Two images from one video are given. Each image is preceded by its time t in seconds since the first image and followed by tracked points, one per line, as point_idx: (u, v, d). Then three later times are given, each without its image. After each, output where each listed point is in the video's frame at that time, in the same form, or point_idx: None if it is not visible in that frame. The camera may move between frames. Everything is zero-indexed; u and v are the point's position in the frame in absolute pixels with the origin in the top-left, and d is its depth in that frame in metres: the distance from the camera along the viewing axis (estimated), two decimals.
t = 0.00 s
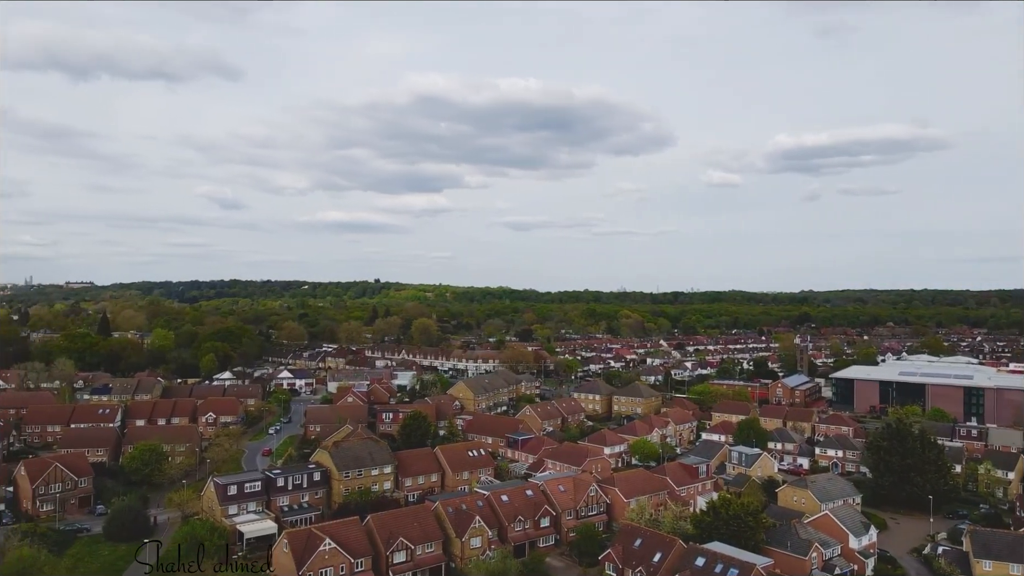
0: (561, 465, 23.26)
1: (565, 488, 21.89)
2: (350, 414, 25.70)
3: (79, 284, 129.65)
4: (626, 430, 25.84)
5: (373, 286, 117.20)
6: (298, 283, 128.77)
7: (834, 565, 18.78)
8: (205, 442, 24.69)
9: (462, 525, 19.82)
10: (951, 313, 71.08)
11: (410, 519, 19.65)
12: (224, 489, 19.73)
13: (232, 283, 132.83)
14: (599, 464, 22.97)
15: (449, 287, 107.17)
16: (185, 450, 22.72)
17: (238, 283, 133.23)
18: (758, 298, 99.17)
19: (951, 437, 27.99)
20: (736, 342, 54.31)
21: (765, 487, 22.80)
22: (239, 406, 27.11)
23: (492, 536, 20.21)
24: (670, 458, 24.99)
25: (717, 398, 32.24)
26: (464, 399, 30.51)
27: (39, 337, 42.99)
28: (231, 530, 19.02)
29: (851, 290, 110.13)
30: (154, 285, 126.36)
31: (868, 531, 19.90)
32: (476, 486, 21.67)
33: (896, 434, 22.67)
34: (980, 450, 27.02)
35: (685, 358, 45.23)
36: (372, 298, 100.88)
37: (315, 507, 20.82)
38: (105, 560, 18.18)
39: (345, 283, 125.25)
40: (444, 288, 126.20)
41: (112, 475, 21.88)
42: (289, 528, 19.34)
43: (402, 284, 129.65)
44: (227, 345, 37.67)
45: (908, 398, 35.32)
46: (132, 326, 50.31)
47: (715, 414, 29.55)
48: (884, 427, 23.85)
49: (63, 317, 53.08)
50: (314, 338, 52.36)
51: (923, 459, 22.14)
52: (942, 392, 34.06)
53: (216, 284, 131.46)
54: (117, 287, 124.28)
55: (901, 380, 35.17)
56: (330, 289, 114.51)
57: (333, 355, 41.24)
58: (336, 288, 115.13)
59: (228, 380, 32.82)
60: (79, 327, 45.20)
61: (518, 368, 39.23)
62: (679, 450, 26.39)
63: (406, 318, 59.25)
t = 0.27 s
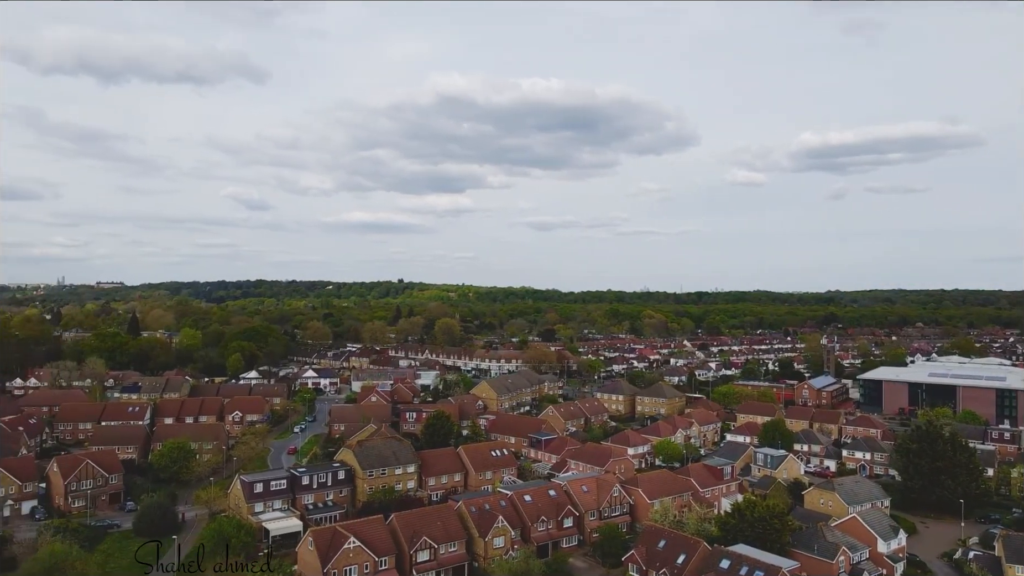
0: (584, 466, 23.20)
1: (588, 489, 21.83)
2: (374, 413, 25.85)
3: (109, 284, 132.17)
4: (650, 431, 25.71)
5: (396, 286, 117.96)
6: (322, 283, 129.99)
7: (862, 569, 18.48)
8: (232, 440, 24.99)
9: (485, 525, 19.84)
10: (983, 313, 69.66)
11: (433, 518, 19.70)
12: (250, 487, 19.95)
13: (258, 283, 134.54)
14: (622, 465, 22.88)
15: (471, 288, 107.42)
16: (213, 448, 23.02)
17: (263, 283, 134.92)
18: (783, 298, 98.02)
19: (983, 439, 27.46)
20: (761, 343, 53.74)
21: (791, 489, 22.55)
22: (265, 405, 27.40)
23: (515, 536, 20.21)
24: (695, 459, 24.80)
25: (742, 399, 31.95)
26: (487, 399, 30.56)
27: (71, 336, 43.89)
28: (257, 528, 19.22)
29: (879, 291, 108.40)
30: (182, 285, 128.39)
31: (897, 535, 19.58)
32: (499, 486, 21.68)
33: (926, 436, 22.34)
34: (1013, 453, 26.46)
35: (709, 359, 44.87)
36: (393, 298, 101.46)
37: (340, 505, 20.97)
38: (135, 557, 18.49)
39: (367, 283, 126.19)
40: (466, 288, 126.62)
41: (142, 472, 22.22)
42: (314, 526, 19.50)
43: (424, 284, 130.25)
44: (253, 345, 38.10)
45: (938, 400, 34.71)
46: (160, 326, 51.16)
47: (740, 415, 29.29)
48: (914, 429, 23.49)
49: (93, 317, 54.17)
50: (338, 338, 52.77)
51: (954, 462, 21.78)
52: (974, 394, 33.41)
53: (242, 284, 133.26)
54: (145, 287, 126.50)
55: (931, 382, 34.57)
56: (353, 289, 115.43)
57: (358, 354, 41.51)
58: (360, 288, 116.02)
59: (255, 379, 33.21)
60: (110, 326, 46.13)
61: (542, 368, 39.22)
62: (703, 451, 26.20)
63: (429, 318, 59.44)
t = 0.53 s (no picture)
0: (599, 466, 23.15)
1: (603, 489, 21.78)
2: (390, 412, 25.93)
3: (128, 285, 133.81)
4: (665, 432, 25.61)
5: (411, 286, 118.38)
6: (337, 283, 130.75)
7: (881, 571, 18.28)
8: (249, 439, 25.18)
9: (500, 524, 19.86)
10: (1005, 313, 68.71)
11: (448, 518, 19.73)
12: (266, 485, 20.08)
13: (274, 283, 135.60)
14: (638, 465, 22.82)
15: (485, 288, 107.50)
16: (230, 447, 23.20)
17: (280, 283, 136.08)
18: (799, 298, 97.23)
19: (1005, 441, 27.10)
20: (778, 343, 53.34)
21: (808, 491, 22.38)
22: (282, 404, 27.58)
23: (530, 536, 20.20)
24: (710, 460, 24.67)
25: (758, 400, 31.75)
26: (502, 399, 30.58)
27: (91, 335, 44.40)
28: (274, 526, 19.35)
29: (897, 291, 107.27)
30: (200, 285, 129.68)
31: (917, 538, 19.37)
32: (514, 486, 21.68)
33: (946, 438, 22.13)
34: None
35: (724, 359, 44.62)
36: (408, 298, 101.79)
37: (356, 504, 21.06)
38: (154, 554, 18.68)
39: (383, 283, 126.74)
40: (480, 288, 126.86)
41: (161, 470, 22.45)
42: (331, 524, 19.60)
43: (439, 284, 130.59)
44: (270, 344, 38.35)
45: (958, 401, 34.29)
46: (178, 325, 51.64)
47: (756, 416, 29.11)
48: (933, 431, 23.27)
49: (112, 317, 54.79)
50: (353, 338, 53.00)
51: (975, 464, 21.56)
52: (996, 396, 32.96)
53: (259, 284, 134.48)
54: (164, 287, 127.93)
55: (951, 383, 34.16)
56: (368, 289, 116.02)
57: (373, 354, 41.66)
58: (375, 288, 116.57)
59: (272, 379, 33.46)
60: (130, 326, 46.71)
61: (557, 368, 39.19)
62: (719, 452, 26.06)
63: (443, 318, 59.54)
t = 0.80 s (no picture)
0: (614, 466, 23.09)
1: (618, 489, 21.73)
2: (404, 412, 26.00)
3: (146, 285, 135.33)
4: (679, 432, 25.52)
5: (425, 286, 118.79)
6: (351, 283, 131.47)
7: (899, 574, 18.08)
8: (265, 438, 25.36)
9: (514, 524, 19.86)
10: None
11: (462, 517, 19.76)
12: (282, 484, 20.20)
13: (290, 283, 136.62)
14: (652, 466, 22.75)
15: (499, 288, 107.58)
16: (246, 445, 23.38)
17: (296, 283, 137.16)
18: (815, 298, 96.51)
19: None
20: (794, 344, 52.99)
21: (825, 492, 22.21)
22: (298, 403, 27.73)
23: (544, 536, 20.19)
24: (726, 460, 24.53)
25: (773, 401, 31.55)
26: (516, 399, 30.60)
27: (109, 334, 44.87)
28: (290, 525, 19.46)
29: (915, 291, 106.19)
30: (216, 285, 130.86)
31: (936, 541, 19.17)
32: (528, 486, 21.68)
33: (966, 440, 21.88)
34: None
35: (739, 359, 44.37)
36: (421, 298, 102.09)
37: (370, 503, 21.15)
38: (171, 551, 18.85)
39: (397, 284, 127.29)
40: (494, 288, 127.10)
41: (178, 469, 22.64)
42: (346, 523, 19.68)
43: (452, 284, 130.90)
44: (285, 344, 38.56)
45: (978, 402, 33.87)
46: (194, 325, 52.06)
47: (771, 417, 28.92)
48: (952, 433, 23.02)
49: (130, 316, 55.36)
50: (368, 338, 53.19)
51: (995, 466, 21.31)
52: (1017, 397, 32.53)
53: (274, 284, 135.65)
54: (181, 287, 129.28)
55: (971, 385, 33.75)
56: (383, 289, 116.60)
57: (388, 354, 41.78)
58: (389, 288, 117.09)
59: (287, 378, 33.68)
60: (149, 326, 47.25)
61: (571, 368, 39.15)
62: (734, 453, 25.91)
63: (457, 318, 59.62)
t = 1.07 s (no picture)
0: (628, 467, 23.02)
1: (632, 489, 21.66)
2: (419, 412, 26.08)
3: (164, 286, 136.90)
4: (694, 433, 25.41)
5: (439, 286, 119.18)
6: (366, 283, 132.21)
7: None
8: (281, 437, 25.52)
9: (528, 524, 19.85)
10: None
11: (477, 517, 19.78)
12: (298, 483, 20.30)
13: (305, 283, 137.65)
14: (667, 467, 22.67)
15: (512, 288, 107.70)
16: (262, 444, 23.56)
17: (311, 283, 138.12)
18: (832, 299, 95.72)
19: None
20: (810, 344, 52.58)
21: (842, 494, 22.03)
22: (313, 403, 27.89)
23: (559, 536, 20.16)
24: (741, 462, 24.40)
25: (789, 402, 31.36)
26: (530, 399, 30.60)
27: (128, 334, 45.41)
28: (306, 524, 19.57)
29: (933, 291, 104.95)
30: (232, 285, 132.06)
31: (955, 544, 18.96)
32: (542, 486, 21.68)
33: (985, 441, 21.59)
34: None
35: (755, 360, 44.12)
36: (435, 299, 102.39)
37: (385, 503, 21.23)
38: (189, 548, 19.02)
39: (411, 284, 127.82)
40: (507, 288, 127.23)
41: (195, 467, 22.87)
42: (360, 523, 19.74)
43: (466, 284, 131.20)
44: (301, 344, 38.79)
45: (999, 404, 33.45)
46: (211, 325, 52.53)
47: (788, 418, 28.73)
48: (971, 434, 22.72)
49: (148, 316, 55.99)
50: (382, 338, 53.41)
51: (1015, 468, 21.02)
52: None
53: (291, 284, 136.92)
54: (198, 287, 130.64)
55: (991, 386, 33.36)
56: (397, 289, 117.22)
57: (403, 354, 41.94)
58: (404, 288, 117.58)
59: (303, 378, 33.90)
60: (167, 326, 47.76)
61: (585, 369, 39.11)
62: (749, 454, 25.77)
63: (472, 318, 59.73)
